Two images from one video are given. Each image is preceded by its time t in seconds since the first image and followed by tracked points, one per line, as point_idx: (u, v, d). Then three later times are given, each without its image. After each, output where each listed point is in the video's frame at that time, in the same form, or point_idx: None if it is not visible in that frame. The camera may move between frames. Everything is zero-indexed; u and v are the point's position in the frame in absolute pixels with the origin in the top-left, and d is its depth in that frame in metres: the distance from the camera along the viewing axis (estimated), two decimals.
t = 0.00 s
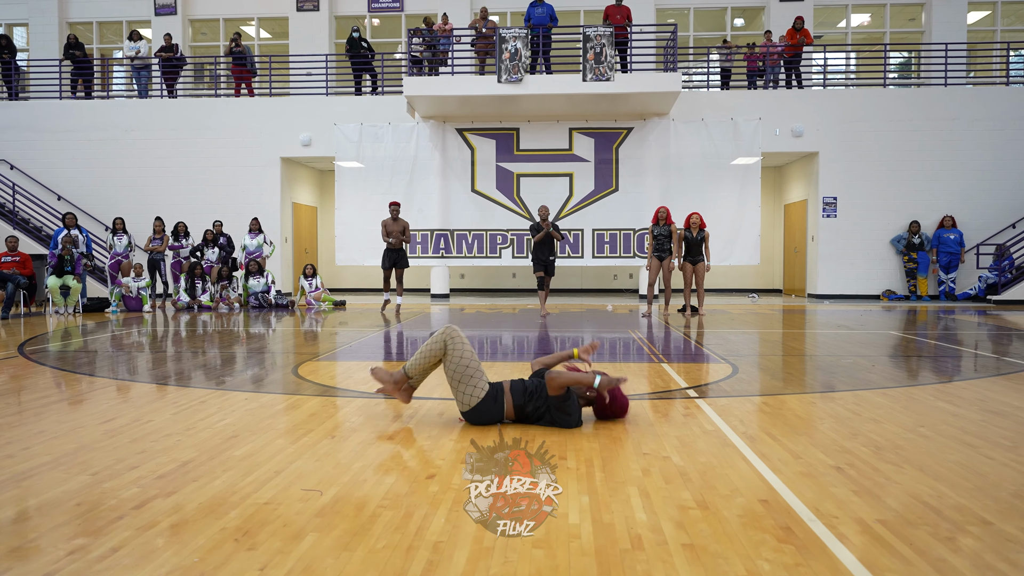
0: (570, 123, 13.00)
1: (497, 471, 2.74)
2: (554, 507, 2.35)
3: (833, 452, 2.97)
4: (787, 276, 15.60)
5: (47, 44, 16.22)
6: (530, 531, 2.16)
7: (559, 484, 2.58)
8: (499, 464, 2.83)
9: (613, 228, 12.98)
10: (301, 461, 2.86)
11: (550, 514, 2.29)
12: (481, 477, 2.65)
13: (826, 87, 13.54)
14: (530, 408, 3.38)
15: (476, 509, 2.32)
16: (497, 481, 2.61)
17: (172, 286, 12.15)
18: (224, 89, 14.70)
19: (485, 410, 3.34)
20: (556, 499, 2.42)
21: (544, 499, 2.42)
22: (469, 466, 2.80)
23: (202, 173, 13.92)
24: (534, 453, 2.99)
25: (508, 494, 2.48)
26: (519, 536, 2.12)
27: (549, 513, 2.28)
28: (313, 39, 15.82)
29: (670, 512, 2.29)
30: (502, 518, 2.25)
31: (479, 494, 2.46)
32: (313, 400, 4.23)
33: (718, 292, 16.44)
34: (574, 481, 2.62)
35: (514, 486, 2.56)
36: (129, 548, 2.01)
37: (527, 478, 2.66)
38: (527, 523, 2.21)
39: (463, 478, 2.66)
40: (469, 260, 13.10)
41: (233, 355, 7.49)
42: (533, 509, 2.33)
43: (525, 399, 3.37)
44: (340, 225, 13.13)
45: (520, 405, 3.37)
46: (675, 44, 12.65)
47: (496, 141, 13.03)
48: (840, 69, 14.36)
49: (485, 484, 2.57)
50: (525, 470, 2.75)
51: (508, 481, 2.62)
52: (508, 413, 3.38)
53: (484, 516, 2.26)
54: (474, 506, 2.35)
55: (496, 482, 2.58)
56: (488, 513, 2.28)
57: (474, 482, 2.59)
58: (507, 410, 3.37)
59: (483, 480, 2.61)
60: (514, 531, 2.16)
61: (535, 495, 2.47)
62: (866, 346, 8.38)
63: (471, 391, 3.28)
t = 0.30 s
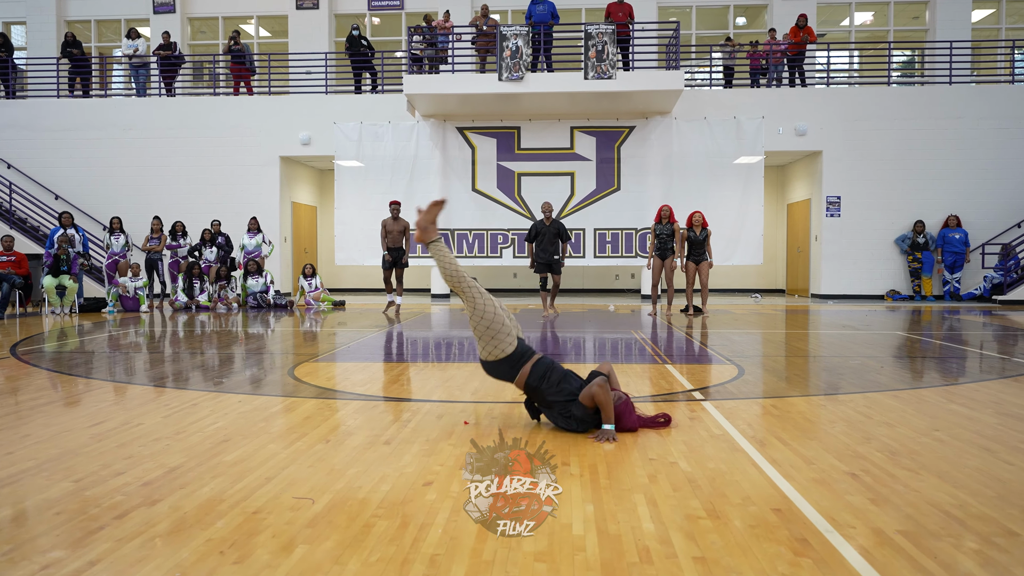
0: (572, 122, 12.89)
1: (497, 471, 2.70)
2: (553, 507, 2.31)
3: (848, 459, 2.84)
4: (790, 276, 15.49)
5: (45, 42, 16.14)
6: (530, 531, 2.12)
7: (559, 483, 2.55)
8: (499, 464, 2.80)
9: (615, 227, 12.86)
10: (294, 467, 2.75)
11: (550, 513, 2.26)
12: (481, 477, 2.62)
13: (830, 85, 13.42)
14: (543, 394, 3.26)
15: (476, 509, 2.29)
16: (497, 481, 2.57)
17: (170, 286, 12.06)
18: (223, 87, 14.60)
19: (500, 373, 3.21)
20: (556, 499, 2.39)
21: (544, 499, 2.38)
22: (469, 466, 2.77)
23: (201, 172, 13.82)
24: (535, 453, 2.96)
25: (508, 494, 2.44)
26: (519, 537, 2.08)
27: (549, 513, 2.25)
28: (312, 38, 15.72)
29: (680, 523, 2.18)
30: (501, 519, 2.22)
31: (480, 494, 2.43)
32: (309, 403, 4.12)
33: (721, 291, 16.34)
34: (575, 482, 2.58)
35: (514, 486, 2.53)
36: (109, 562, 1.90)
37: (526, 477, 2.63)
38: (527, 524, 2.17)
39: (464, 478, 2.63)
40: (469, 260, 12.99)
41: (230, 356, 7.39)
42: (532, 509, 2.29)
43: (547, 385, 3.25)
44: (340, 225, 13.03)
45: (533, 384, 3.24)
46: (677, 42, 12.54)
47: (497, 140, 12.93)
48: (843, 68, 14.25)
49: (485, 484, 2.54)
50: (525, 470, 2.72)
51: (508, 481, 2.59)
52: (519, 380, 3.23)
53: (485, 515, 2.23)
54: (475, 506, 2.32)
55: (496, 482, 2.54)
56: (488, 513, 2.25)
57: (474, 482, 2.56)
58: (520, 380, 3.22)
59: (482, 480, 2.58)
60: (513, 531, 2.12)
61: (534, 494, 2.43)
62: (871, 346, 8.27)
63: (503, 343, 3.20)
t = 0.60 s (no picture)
0: (573, 122, 12.80)
1: (497, 471, 2.77)
2: (552, 507, 2.36)
3: (873, 471, 2.73)
4: (792, 278, 15.40)
5: (40, 41, 16.00)
6: (529, 531, 2.16)
7: (558, 483, 2.61)
8: (498, 464, 2.88)
9: (616, 228, 12.75)
10: (296, 481, 2.63)
11: (549, 513, 2.30)
12: (481, 477, 2.69)
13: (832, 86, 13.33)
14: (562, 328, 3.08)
15: (476, 508, 2.34)
16: (497, 481, 2.64)
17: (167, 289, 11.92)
18: (220, 87, 14.46)
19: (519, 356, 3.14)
20: (556, 499, 2.44)
21: (543, 499, 2.44)
22: (469, 466, 2.84)
23: (198, 173, 13.69)
24: (534, 454, 3.04)
25: (508, 494, 2.50)
26: (519, 536, 2.13)
27: (548, 513, 2.30)
28: (311, 38, 15.60)
29: (706, 544, 2.06)
30: (501, 518, 2.27)
31: (480, 494, 2.49)
32: (310, 410, 4.01)
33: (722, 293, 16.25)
34: (573, 481, 2.64)
35: (514, 485, 2.59)
36: None
37: (526, 477, 2.70)
38: (527, 524, 2.22)
39: (464, 478, 2.69)
40: (470, 262, 12.88)
41: (228, 360, 7.27)
42: (532, 509, 2.35)
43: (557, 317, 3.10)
44: (338, 226, 12.90)
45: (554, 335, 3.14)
46: (679, 42, 12.45)
47: (497, 141, 12.82)
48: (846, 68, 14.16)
49: (485, 484, 2.60)
50: (525, 471, 2.79)
51: (508, 481, 2.65)
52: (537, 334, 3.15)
53: (485, 515, 2.28)
54: (474, 506, 2.37)
55: (496, 482, 2.60)
56: (488, 513, 2.30)
57: (474, 482, 2.62)
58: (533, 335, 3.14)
59: (483, 480, 2.65)
60: (514, 531, 2.16)
61: (534, 494, 2.49)
62: (878, 349, 8.18)
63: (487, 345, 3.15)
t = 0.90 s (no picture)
0: (569, 122, 12.71)
1: (497, 471, 2.79)
2: (552, 507, 2.38)
3: (892, 482, 2.64)
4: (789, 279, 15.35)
5: (31, 39, 15.81)
6: (529, 531, 2.18)
7: (558, 483, 2.63)
8: (499, 464, 2.90)
9: (613, 229, 12.66)
10: (292, 493, 2.52)
11: (549, 513, 2.32)
12: (481, 477, 2.70)
13: (830, 87, 13.27)
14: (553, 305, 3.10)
15: (476, 509, 2.36)
16: (497, 481, 2.65)
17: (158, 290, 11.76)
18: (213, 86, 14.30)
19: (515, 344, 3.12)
20: (555, 499, 2.46)
21: (543, 499, 2.45)
22: (470, 467, 2.86)
23: (190, 172, 13.53)
24: (534, 454, 3.06)
25: (508, 494, 2.52)
26: (519, 536, 2.15)
27: (548, 512, 2.32)
28: (304, 36, 15.46)
29: (723, 560, 1.96)
30: (501, 518, 2.29)
31: (480, 494, 2.51)
32: (305, 416, 3.89)
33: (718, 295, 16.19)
34: (572, 481, 2.67)
35: (514, 485, 2.60)
36: None
37: (526, 478, 2.71)
38: (527, 524, 2.23)
39: (464, 478, 2.71)
40: (465, 263, 12.77)
41: (220, 362, 7.15)
42: (532, 509, 2.36)
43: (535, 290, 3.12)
44: (333, 226, 12.76)
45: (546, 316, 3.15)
46: (676, 42, 12.37)
47: (493, 140, 12.71)
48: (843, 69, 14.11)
49: (485, 484, 2.62)
50: (524, 471, 2.80)
51: (508, 481, 2.67)
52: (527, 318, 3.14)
53: (485, 515, 2.30)
54: (475, 506, 2.39)
55: (496, 482, 2.62)
56: (488, 513, 2.32)
57: (475, 482, 2.64)
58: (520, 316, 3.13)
59: (483, 480, 2.66)
60: (513, 531, 2.18)
61: (534, 494, 2.51)
62: (879, 352, 8.10)
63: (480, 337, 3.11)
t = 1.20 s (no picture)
0: (570, 121, 12.65)
1: (497, 471, 2.72)
2: (553, 508, 2.32)
3: (901, 483, 2.58)
4: (791, 279, 15.30)
5: (30, 38, 15.76)
6: (530, 533, 2.13)
7: (559, 484, 2.57)
8: (499, 464, 2.83)
9: (614, 228, 12.59)
10: (288, 495, 2.46)
11: (549, 514, 2.26)
12: (481, 477, 2.64)
13: (832, 85, 13.21)
14: (559, 340, 3.10)
15: (476, 509, 2.31)
16: (497, 481, 2.59)
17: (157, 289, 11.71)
18: (213, 84, 14.24)
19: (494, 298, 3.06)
20: (556, 500, 2.40)
21: (544, 499, 2.39)
22: (470, 466, 2.79)
23: (189, 171, 13.47)
24: (534, 454, 2.99)
25: (508, 494, 2.45)
26: (520, 537, 2.10)
27: (549, 513, 2.26)
28: (304, 35, 15.41)
29: (731, 563, 1.91)
30: (501, 518, 2.24)
31: (480, 494, 2.45)
32: (303, 416, 3.84)
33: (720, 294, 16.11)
34: (573, 482, 2.60)
35: (514, 486, 2.54)
36: None
37: (526, 477, 2.65)
38: (528, 525, 2.18)
39: (464, 479, 2.65)
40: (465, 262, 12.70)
41: (222, 361, 7.10)
42: (532, 509, 2.31)
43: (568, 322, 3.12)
44: (333, 226, 12.71)
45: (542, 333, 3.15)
46: (678, 40, 12.30)
47: (494, 139, 12.65)
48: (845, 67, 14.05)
49: (485, 484, 2.55)
50: (525, 471, 2.74)
51: (508, 481, 2.60)
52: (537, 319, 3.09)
53: (485, 516, 2.25)
54: (475, 506, 2.33)
55: (496, 482, 2.55)
56: (488, 512, 2.26)
57: (474, 482, 2.57)
58: (541, 315, 3.07)
59: (482, 480, 2.60)
60: (514, 532, 2.13)
61: (534, 494, 2.44)
62: (881, 351, 8.04)
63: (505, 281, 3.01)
